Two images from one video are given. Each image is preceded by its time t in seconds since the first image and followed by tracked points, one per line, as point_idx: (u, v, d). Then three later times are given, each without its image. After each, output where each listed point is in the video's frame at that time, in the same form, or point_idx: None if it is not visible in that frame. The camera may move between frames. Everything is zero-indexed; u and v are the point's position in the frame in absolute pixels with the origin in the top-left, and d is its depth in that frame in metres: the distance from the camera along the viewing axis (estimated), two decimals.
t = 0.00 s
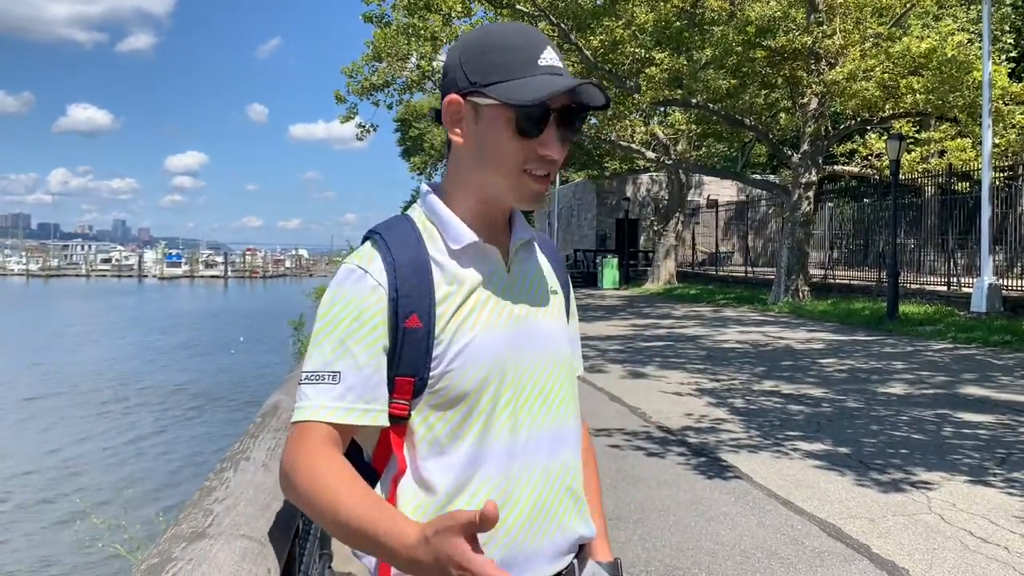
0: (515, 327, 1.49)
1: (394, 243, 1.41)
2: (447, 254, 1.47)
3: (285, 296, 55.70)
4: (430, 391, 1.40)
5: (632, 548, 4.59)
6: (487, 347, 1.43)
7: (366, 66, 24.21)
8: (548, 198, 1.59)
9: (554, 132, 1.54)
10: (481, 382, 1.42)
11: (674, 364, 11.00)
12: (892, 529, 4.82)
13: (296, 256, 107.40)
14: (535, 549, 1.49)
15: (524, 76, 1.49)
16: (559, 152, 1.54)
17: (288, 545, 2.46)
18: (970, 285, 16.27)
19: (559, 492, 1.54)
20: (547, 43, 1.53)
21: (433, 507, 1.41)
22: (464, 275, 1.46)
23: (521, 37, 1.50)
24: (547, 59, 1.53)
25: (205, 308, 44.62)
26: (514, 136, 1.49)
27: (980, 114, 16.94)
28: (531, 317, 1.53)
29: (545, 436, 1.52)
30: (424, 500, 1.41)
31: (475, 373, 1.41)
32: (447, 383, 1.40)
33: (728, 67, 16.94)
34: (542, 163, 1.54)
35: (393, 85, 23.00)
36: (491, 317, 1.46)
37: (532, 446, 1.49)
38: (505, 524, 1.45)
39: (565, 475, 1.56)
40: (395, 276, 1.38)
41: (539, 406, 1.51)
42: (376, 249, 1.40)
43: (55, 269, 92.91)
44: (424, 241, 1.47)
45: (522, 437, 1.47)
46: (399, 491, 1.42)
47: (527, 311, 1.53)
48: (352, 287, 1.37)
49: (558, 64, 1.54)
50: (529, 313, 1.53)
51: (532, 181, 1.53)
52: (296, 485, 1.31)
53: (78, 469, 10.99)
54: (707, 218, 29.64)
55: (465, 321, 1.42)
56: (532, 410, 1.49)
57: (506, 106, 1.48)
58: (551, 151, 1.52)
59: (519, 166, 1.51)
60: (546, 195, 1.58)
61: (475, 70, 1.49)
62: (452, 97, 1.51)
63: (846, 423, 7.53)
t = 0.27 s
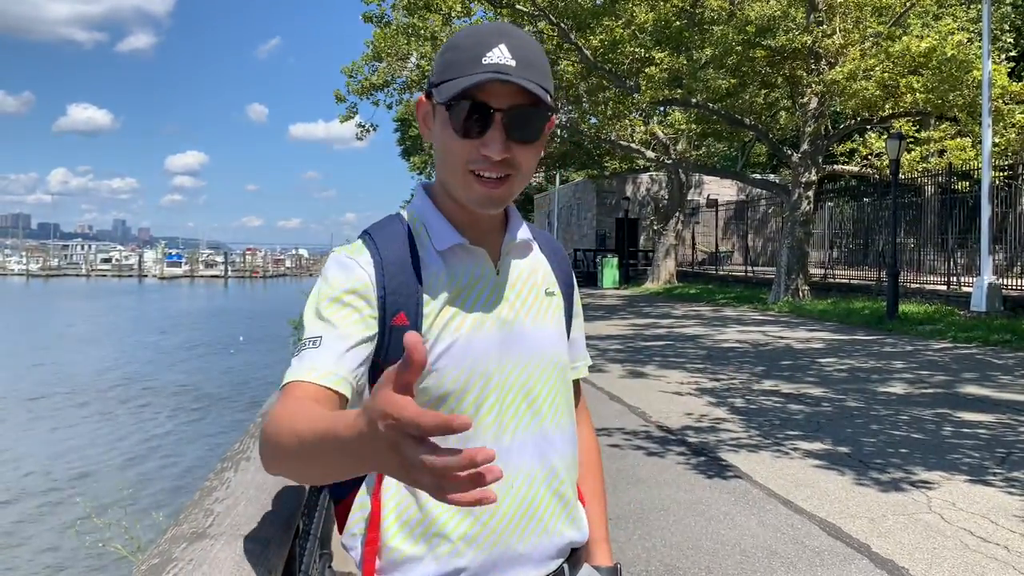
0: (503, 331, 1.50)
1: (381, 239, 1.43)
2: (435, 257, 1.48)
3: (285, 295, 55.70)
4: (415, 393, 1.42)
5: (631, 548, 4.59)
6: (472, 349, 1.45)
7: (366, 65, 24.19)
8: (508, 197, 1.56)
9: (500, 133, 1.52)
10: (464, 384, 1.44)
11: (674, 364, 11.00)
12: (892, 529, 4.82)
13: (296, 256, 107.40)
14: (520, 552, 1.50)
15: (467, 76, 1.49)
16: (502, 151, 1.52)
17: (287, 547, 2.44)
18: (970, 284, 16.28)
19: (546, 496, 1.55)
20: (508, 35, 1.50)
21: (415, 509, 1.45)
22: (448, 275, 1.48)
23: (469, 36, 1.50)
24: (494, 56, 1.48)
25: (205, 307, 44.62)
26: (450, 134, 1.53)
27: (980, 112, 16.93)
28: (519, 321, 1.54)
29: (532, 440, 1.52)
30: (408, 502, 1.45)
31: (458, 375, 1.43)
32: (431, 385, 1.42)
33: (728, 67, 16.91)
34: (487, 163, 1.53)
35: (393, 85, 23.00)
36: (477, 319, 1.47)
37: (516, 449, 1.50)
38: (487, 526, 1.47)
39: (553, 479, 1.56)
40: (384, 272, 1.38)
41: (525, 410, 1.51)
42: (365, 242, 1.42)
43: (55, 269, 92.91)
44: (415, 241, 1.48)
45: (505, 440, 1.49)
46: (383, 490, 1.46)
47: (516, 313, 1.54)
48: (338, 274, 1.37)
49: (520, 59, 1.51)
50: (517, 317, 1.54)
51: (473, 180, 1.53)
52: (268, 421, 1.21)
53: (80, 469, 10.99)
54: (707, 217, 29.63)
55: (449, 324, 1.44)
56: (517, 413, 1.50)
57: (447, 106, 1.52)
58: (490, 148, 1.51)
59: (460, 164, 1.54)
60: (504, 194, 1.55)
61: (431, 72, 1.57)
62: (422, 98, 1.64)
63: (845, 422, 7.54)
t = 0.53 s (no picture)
0: (494, 332, 1.51)
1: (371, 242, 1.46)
2: (423, 258, 1.49)
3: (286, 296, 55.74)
4: (406, 391, 1.44)
5: (632, 548, 4.59)
6: (462, 350, 1.46)
7: (366, 66, 24.19)
8: (493, 197, 1.54)
9: (481, 133, 1.50)
10: (452, 383, 1.45)
11: (675, 364, 11.00)
12: (893, 529, 4.82)
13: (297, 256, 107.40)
14: (516, 554, 1.49)
15: (448, 76, 1.49)
16: (486, 151, 1.50)
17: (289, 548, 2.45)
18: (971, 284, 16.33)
19: (540, 497, 1.54)
20: (490, 37, 1.49)
21: (410, 510, 1.44)
22: (436, 275, 1.49)
23: (452, 37, 1.50)
24: (475, 57, 1.49)
25: (206, 308, 44.63)
26: (431, 135, 1.50)
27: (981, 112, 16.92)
28: (510, 322, 1.54)
29: (523, 440, 1.52)
30: (402, 504, 1.45)
31: (446, 377, 1.44)
32: (418, 385, 1.43)
33: (729, 66, 16.87)
34: (471, 164, 1.51)
35: (394, 85, 23.03)
36: (466, 320, 1.48)
37: (508, 450, 1.50)
38: (480, 526, 1.46)
39: (547, 479, 1.55)
40: (372, 277, 1.41)
41: (516, 409, 1.51)
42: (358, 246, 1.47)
43: (56, 269, 93.02)
44: (403, 244, 1.50)
45: (496, 440, 1.48)
46: (377, 490, 1.45)
47: (506, 313, 1.54)
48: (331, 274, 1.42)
49: (500, 60, 1.51)
50: (508, 318, 1.54)
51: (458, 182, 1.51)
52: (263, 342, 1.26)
53: (82, 470, 11.01)
54: (708, 217, 29.61)
55: (438, 325, 1.45)
56: (508, 413, 1.50)
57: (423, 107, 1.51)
58: (474, 150, 1.49)
59: (444, 166, 1.51)
60: (489, 193, 1.53)
61: (413, 73, 1.55)
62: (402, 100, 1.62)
63: (847, 422, 7.53)
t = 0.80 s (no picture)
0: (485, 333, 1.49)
1: (362, 239, 1.44)
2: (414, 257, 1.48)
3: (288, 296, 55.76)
4: (394, 393, 1.43)
5: (634, 548, 4.58)
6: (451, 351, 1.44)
7: (368, 66, 24.18)
8: (484, 197, 1.52)
9: (470, 131, 1.50)
10: (442, 388, 1.44)
11: (677, 365, 10.98)
12: (896, 529, 4.81)
13: (298, 257, 107.41)
14: (506, 556, 1.48)
15: (434, 76, 1.49)
16: (475, 148, 1.49)
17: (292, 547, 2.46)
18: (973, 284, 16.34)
19: (531, 498, 1.52)
20: (475, 34, 1.49)
21: (398, 511, 1.44)
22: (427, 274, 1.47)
23: (436, 39, 1.50)
24: (460, 56, 1.49)
25: (208, 308, 44.62)
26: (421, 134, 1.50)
27: (983, 112, 16.91)
28: (501, 321, 1.52)
29: (514, 442, 1.50)
30: (391, 507, 1.44)
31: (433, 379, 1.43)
32: (407, 388, 1.43)
33: (731, 66, 16.85)
34: (460, 163, 1.50)
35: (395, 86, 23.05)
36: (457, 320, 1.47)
37: (498, 452, 1.48)
38: (469, 527, 1.44)
39: (539, 481, 1.53)
40: (363, 272, 1.39)
41: (506, 410, 1.49)
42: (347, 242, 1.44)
43: (58, 270, 93.12)
44: (393, 241, 1.46)
45: (485, 442, 1.46)
46: (366, 493, 1.45)
47: (497, 314, 1.52)
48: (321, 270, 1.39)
49: (486, 57, 1.50)
50: (499, 317, 1.52)
51: (448, 181, 1.50)
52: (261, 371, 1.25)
53: (84, 470, 11.02)
54: (710, 218, 29.60)
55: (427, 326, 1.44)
56: (500, 414, 1.48)
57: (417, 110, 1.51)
58: (462, 148, 1.48)
59: (433, 165, 1.51)
60: (479, 193, 1.51)
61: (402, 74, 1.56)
62: (393, 102, 1.63)
63: (849, 423, 7.52)
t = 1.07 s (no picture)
0: (498, 335, 1.48)
1: (372, 243, 1.44)
2: (427, 259, 1.48)
3: (289, 296, 55.78)
4: (404, 395, 1.41)
5: (636, 548, 4.58)
6: (463, 352, 1.43)
7: (368, 66, 24.17)
8: (503, 186, 1.55)
9: (488, 119, 1.53)
10: (452, 387, 1.42)
11: (678, 364, 10.98)
12: (898, 529, 4.81)
13: (299, 258, 107.37)
14: (508, 560, 1.47)
15: (451, 66, 1.51)
16: (493, 135, 1.53)
17: (292, 547, 2.43)
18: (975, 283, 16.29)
19: (539, 503, 1.51)
20: (490, 24, 1.51)
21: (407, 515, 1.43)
22: (438, 278, 1.47)
23: (453, 30, 1.52)
24: (476, 45, 1.51)
25: (209, 309, 44.61)
26: (440, 125, 1.53)
27: (985, 112, 16.90)
28: (518, 323, 1.52)
29: (523, 445, 1.49)
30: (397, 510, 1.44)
31: (445, 379, 1.41)
32: (418, 389, 1.41)
33: (732, 66, 16.83)
34: (479, 150, 1.53)
35: (396, 86, 23.06)
36: (469, 321, 1.46)
37: (509, 456, 1.47)
38: (476, 529, 1.45)
39: (547, 485, 1.52)
40: (370, 281, 1.40)
41: (518, 412, 1.48)
42: (354, 250, 1.44)
43: (59, 271, 93.13)
44: (406, 243, 1.48)
45: (495, 445, 1.46)
46: (374, 494, 1.44)
47: (511, 316, 1.52)
48: (318, 291, 1.39)
49: (501, 45, 1.52)
50: (515, 320, 1.52)
51: (467, 171, 1.53)
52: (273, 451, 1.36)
53: (86, 470, 11.03)
54: (711, 217, 29.58)
55: (439, 327, 1.43)
56: (511, 419, 1.47)
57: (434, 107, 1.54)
58: (480, 136, 1.52)
59: (452, 155, 1.53)
60: (498, 180, 1.55)
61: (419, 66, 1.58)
62: (408, 97, 1.64)
63: (850, 422, 7.51)
